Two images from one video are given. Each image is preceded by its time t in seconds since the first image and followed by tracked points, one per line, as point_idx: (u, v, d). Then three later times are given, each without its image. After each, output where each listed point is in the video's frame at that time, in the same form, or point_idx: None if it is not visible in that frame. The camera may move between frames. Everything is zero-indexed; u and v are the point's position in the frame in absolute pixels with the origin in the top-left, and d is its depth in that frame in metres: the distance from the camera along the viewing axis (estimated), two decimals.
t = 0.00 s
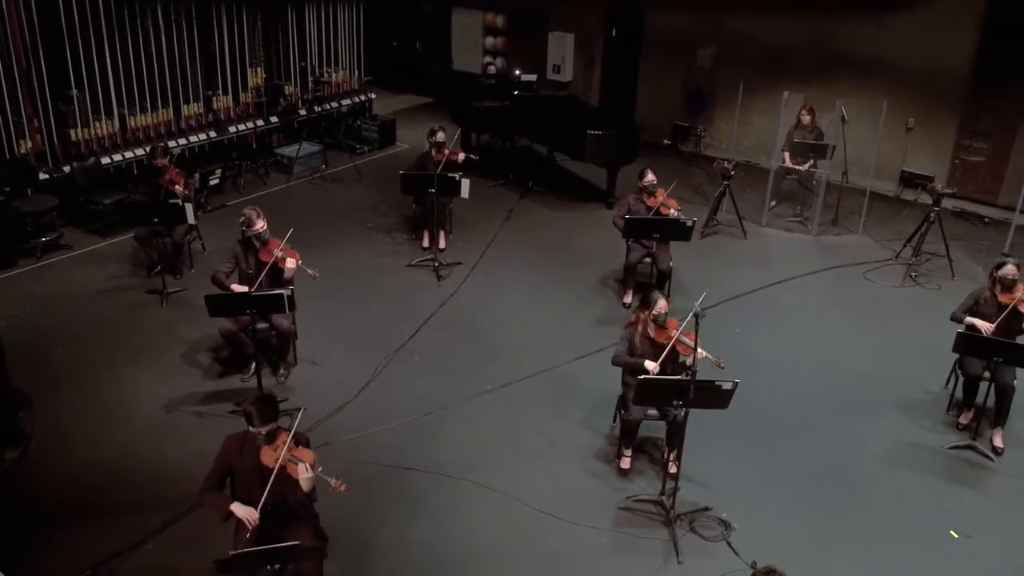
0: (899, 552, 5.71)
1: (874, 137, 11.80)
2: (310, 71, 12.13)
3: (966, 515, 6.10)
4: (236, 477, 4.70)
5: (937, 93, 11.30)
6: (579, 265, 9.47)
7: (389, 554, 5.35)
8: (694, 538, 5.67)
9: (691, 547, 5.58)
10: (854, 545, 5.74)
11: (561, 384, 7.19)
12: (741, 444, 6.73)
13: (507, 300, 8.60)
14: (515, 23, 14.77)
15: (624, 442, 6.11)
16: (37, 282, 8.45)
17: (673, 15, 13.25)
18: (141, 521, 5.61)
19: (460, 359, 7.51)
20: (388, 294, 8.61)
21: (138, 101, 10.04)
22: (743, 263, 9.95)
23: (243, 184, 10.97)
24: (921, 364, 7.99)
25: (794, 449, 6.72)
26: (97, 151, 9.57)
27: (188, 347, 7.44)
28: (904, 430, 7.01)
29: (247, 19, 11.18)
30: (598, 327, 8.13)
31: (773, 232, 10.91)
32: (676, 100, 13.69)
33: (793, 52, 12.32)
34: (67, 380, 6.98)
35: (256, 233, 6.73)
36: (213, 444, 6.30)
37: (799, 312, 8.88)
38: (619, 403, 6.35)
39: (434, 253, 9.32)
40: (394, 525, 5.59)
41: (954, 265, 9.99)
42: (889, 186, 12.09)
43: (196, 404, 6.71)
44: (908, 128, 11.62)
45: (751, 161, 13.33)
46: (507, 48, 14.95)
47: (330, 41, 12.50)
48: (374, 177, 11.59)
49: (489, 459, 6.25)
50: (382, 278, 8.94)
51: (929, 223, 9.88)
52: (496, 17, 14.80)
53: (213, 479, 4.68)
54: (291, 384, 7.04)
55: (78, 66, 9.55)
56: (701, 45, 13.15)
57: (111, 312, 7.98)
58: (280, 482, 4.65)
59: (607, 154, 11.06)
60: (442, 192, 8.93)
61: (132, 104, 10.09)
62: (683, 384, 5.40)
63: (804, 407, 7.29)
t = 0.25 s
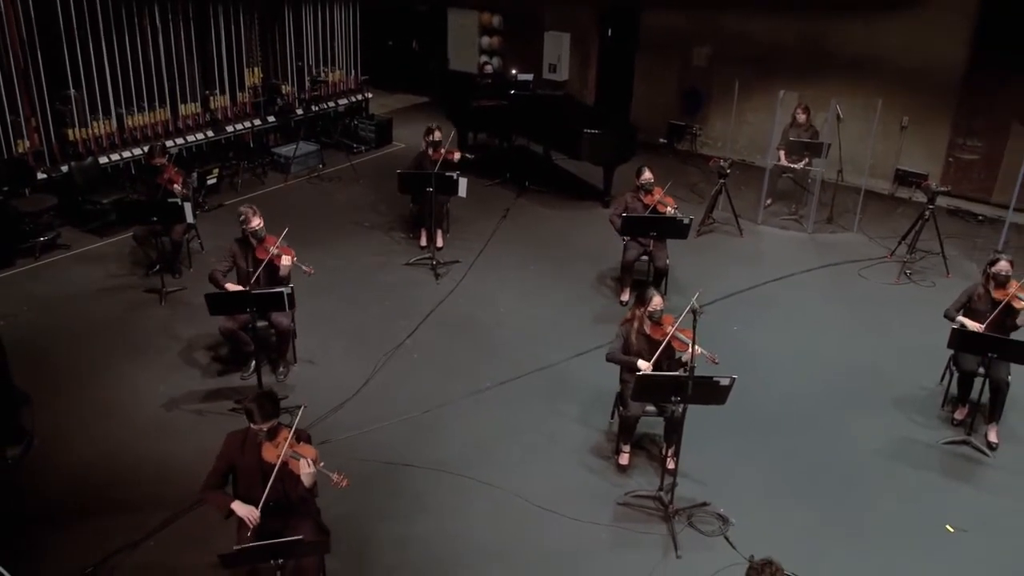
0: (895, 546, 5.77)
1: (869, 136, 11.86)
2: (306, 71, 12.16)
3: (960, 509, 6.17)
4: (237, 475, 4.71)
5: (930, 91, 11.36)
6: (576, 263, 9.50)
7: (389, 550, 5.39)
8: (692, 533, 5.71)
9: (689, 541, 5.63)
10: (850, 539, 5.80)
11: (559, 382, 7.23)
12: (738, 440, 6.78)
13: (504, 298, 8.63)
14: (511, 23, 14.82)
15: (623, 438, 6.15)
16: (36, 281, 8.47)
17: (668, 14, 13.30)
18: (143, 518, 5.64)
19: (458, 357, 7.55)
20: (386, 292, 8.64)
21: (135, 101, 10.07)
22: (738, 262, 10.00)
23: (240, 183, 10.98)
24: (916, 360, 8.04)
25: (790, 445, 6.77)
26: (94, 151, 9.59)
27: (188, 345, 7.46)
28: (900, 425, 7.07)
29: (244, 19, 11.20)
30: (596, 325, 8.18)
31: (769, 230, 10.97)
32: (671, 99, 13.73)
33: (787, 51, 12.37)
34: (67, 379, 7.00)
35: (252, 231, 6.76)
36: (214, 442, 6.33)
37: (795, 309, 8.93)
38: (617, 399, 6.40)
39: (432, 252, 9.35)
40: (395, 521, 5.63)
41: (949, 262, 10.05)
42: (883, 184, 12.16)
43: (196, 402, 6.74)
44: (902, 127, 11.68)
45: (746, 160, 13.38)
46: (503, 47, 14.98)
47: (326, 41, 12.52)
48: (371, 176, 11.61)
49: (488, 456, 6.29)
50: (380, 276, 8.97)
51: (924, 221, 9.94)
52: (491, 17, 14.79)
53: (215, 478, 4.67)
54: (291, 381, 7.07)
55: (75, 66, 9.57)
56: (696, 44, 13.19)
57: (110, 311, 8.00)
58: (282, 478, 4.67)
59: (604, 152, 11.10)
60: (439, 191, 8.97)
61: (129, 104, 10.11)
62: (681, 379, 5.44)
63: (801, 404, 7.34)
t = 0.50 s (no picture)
0: (893, 540, 5.83)
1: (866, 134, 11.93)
2: (306, 70, 12.19)
3: (958, 502, 6.23)
4: (242, 470, 4.72)
5: (927, 90, 11.43)
6: (576, 261, 9.55)
7: (392, 545, 5.42)
8: (693, 527, 5.76)
9: (689, 535, 5.68)
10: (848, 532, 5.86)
11: (559, 378, 7.28)
12: (737, 436, 6.84)
13: (505, 295, 8.68)
14: (509, 22, 14.89)
15: (623, 433, 6.20)
16: (38, 280, 8.49)
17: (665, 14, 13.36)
18: (147, 514, 5.67)
19: (459, 354, 7.59)
20: (387, 290, 8.68)
21: (136, 100, 10.08)
22: (737, 259, 10.05)
23: (240, 182, 11.00)
24: (914, 357, 8.10)
25: (789, 441, 6.82)
26: (95, 150, 9.61)
27: (190, 343, 7.49)
28: (898, 421, 7.13)
29: (244, 19, 11.23)
30: (596, 322, 8.22)
31: (767, 228, 11.02)
32: (669, 98, 13.79)
33: (785, 50, 12.42)
34: (70, 376, 7.03)
35: (250, 228, 6.76)
36: (217, 438, 6.36)
37: (794, 306, 8.98)
38: (618, 395, 6.44)
39: (432, 250, 9.39)
40: (397, 516, 5.66)
41: (946, 260, 10.11)
42: (880, 183, 12.21)
43: (199, 399, 6.77)
44: (899, 125, 11.75)
45: (744, 159, 13.43)
46: (501, 46, 15.02)
47: (326, 41, 12.54)
48: (371, 175, 11.65)
49: (490, 452, 6.33)
50: (381, 274, 9.01)
51: (921, 219, 10.01)
52: (489, 16, 14.86)
53: (220, 473, 4.68)
54: (293, 378, 7.11)
55: (76, 65, 9.59)
56: (695, 43, 13.24)
57: (112, 309, 8.03)
58: (286, 473, 4.66)
59: (602, 151, 11.15)
60: (439, 189, 9.02)
61: (130, 103, 10.13)
62: (681, 375, 5.49)
63: (800, 400, 7.39)
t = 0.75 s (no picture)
0: (897, 536, 5.87)
1: (869, 134, 11.95)
2: (312, 69, 12.23)
3: (962, 499, 6.26)
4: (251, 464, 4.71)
5: (930, 90, 11.46)
6: (580, 259, 9.59)
7: (399, 539, 5.46)
8: (698, 522, 5.79)
9: (695, 530, 5.71)
10: (852, 528, 5.90)
11: (565, 375, 7.32)
12: (742, 433, 6.87)
13: (510, 293, 8.72)
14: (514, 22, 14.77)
15: (629, 429, 6.24)
16: (46, 277, 8.53)
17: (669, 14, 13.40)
18: (156, 508, 5.71)
19: (465, 351, 7.63)
20: (392, 287, 8.72)
21: (143, 99, 10.11)
22: (741, 258, 10.08)
23: (246, 180, 11.02)
24: (917, 355, 8.13)
25: (794, 438, 6.86)
26: (103, 148, 9.63)
27: (198, 339, 7.53)
28: (902, 418, 7.16)
29: (250, 18, 11.27)
30: (601, 319, 8.26)
31: (771, 227, 11.05)
32: (673, 98, 13.82)
33: (789, 50, 12.45)
34: (79, 372, 7.08)
35: (255, 226, 6.80)
36: (225, 434, 6.40)
37: (798, 305, 9.01)
38: (623, 391, 6.47)
39: (437, 248, 9.43)
40: (405, 511, 5.70)
41: (949, 258, 10.14)
42: (884, 182, 12.22)
43: (207, 395, 6.82)
44: (903, 124, 11.77)
45: (748, 158, 13.46)
46: (505, 45, 14.99)
47: (332, 40, 12.56)
48: (376, 173, 11.69)
49: (497, 447, 6.37)
50: (386, 272, 9.05)
51: (924, 218, 10.03)
52: (493, 15, 14.74)
53: (228, 467, 4.67)
54: (300, 375, 7.15)
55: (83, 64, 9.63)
56: (698, 43, 13.28)
57: (120, 305, 8.07)
58: (294, 467, 4.67)
59: (606, 150, 11.19)
60: (444, 187, 9.06)
61: (137, 102, 10.13)
62: (687, 371, 5.52)
63: (804, 397, 7.42)
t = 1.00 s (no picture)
0: (906, 533, 5.90)
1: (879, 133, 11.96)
2: (323, 68, 12.31)
3: (971, 496, 6.29)
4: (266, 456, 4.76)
5: (940, 89, 11.46)
6: (590, 257, 9.63)
7: (411, 532, 5.51)
8: (708, 517, 5.83)
9: (704, 525, 5.75)
10: (862, 525, 5.93)
11: (575, 371, 7.36)
12: (752, 430, 6.91)
13: (520, 290, 8.77)
14: (524, 20, 14.92)
15: (639, 425, 6.28)
16: (60, 272, 8.60)
17: (678, 14, 13.43)
18: (170, 501, 5.76)
19: (476, 347, 7.68)
20: (403, 284, 8.78)
21: (156, 96, 10.22)
22: (750, 256, 10.10)
23: (258, 178, 11.10)
24: (926, 353, 8.15)
25: (803, 435, 6.89)
26: (116, 145, 9.75)
27: (210, 334, 7.58)
28: (911, 415, 7.19)
29: (262, 17, 11.36)
30: (611, 316, 8.31)
31: (780, 226, 11.07)
32: (682, 97, 13.84)
33: (799, 49, 12.46)
34: (94, 367, 7.13)
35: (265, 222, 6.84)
36: (238, 427, 6.45)
37: (807, 303, 9.04)
38: (634, 388, 6.51)
39: (448, 245, 9.48)
40: (417, 505, 5.75)
41: (958, 258, 10.15)
42: (893, 181, 12.23)
43: (221, 389, 6.87)
44: (912, 124, 11.78)
45: (757, 157, 13.47)
46: (514, 45, 15.10)
47: (342, 38, 12.64)
48: (386, 171, 11.75)
49: (508, 443, 6.42)
50: (397, 269, 9.11)
51: (934, 217, 10.04)
52: (504, 14, 14.90)
53: (243, 458, 4.70)
54: (312, 370, 7.21)
55: (97, 62, 9.68)
56: (708, 43, 13.31)
57: (133, 301, 8.12)
58: (308, 459, 4.73)
59: (616, 148, 11.23)
60: (455, 184, 9.11)
61: (150, 99, 10.23)
62: (697, 367, 5.56)
63: (813, 395, 7.45)
